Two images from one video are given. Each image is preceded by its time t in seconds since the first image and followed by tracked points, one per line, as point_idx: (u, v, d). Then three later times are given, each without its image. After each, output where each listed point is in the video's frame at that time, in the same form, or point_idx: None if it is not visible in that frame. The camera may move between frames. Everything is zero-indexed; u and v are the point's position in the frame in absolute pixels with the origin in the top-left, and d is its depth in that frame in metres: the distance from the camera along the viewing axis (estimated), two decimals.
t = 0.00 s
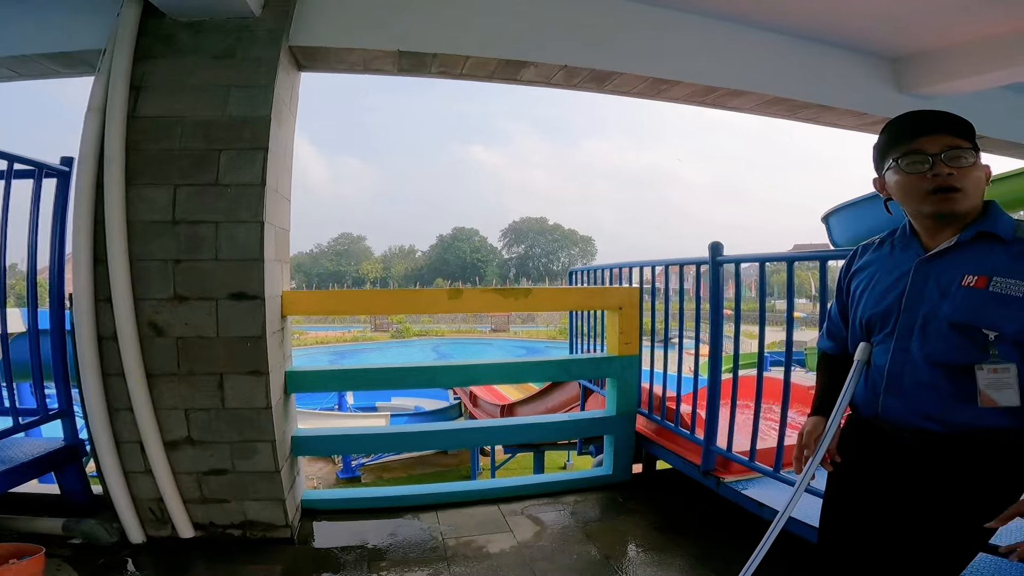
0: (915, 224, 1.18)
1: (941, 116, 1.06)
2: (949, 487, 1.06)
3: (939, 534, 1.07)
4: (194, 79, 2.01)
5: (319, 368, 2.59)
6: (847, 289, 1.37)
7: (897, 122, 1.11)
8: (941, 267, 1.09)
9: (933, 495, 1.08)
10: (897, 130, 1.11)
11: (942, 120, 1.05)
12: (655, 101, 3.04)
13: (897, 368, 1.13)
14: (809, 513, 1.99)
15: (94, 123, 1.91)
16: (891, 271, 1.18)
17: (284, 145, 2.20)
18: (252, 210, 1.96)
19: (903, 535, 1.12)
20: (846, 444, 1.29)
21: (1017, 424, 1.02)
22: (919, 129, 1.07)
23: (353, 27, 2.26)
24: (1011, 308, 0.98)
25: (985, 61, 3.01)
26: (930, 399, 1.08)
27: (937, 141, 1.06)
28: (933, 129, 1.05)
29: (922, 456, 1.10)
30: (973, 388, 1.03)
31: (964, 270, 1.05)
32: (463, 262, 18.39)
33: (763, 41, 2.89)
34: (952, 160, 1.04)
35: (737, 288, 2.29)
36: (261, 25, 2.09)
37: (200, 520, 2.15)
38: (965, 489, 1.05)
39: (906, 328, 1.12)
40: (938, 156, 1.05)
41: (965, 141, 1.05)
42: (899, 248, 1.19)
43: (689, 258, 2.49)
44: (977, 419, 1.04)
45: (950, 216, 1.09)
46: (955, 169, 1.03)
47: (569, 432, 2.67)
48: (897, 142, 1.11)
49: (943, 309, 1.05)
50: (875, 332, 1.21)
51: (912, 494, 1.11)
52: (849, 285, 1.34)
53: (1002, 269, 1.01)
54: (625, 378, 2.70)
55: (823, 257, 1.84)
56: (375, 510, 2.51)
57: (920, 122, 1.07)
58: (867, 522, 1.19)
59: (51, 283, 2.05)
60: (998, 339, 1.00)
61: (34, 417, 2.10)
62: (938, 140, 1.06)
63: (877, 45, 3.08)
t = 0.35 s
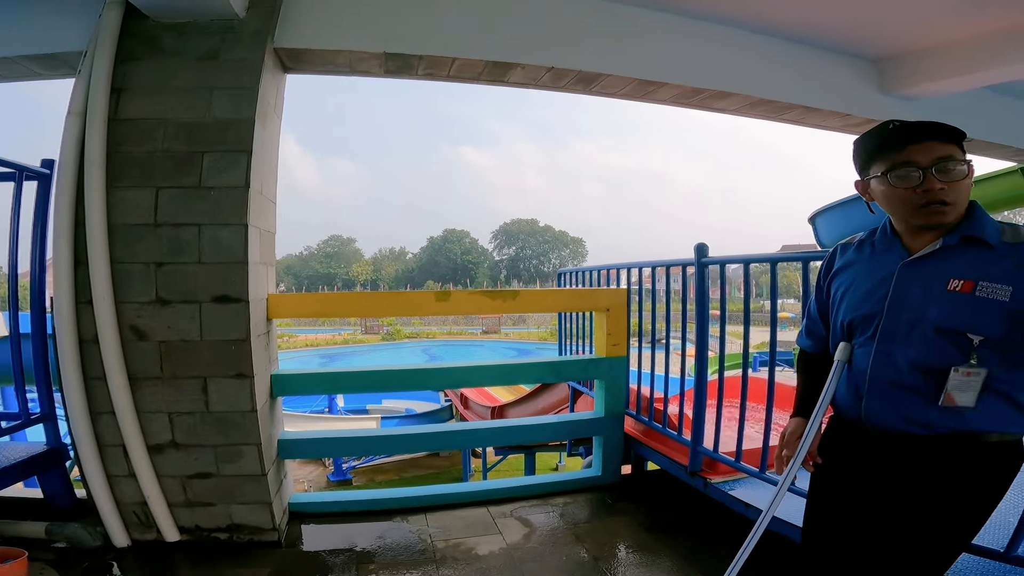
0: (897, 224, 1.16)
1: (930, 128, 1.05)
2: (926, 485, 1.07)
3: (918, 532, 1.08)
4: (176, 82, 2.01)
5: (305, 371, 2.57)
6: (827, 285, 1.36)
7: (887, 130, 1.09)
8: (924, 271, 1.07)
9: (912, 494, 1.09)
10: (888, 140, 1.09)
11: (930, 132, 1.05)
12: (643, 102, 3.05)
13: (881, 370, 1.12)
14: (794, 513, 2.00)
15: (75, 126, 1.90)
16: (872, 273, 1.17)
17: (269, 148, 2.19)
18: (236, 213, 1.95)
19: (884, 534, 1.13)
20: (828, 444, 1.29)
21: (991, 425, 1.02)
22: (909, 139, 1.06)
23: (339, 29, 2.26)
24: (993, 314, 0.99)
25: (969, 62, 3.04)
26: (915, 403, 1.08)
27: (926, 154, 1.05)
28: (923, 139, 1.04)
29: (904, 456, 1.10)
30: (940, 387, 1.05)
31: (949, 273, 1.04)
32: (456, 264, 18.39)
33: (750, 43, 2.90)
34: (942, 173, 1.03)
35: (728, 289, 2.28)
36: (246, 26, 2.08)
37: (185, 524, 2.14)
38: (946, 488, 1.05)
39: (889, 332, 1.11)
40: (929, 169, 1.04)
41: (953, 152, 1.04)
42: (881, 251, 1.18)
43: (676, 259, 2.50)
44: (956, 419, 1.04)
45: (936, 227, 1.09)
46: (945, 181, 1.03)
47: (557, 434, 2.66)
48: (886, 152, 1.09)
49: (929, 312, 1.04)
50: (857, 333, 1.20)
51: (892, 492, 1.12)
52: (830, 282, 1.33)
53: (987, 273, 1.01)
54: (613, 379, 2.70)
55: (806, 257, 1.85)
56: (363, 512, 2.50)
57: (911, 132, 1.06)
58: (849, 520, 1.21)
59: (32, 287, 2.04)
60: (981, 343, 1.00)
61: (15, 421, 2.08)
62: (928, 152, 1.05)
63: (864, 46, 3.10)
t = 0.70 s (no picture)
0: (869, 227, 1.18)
1: (879, 131, 1.06)
2: (917, 487, 1.07)
3: (908, 534, 1.07)
4: (153, 84, 1.99)
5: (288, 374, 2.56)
6: (806, 289, 1.37)
7: (837, 137, 1.12)
8: (903, 270, 1.07)
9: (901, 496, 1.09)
10: (838, 144, 1.12)
11: (877, 136, 1.06)
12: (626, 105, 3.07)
13: (865, 371, 1.12)
14: (775, 512, 2.02)
15: (49, 128, 1.88)
16: (852, 274, 1.17)
17: (249, 151, 2.18)
18: (215, 216, 1.94)
19: (873, 539, 1.11)
20: (811, 447, 1.28)
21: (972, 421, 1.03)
22: (856, 145, 1.09)
23: (321, 31, 2.25)
24: (974, 310, 1.00)
25: (947, 64, 3.08)
26: (901, 402, 1.08)
27: (874, 157, 1.07)
28: (868, 145, 1.07)
29: (891, 456, 1.10)
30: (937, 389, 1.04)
31: (927, 272, 1.05)
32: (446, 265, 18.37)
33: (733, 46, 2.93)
34: (887, 177, 1.05)
35: (711, 289, 2.29)
36: (225, 28, 2.07)
37: (166, 529, 2.12)
38: (934, 487, 1.05)
39: (871, 331, 1.11)
40: (875, 174, 1.06)
41: (903, 153, 1.05)
42: (858, 253, 1.19)
43: (658, 261, 2.52)
44: (943, 417, 1.04)
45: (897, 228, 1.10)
46: (891, 184, 1.04)
47: (542, 435, 2.67)
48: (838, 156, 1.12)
49: (911, 311, 1.05)
50: (838, 335, 1.20)
51: (880, 495, 1.12)
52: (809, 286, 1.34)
53: (962, 270, 1.02)
54: (597, 380, 2.71)
55: (783, 259, 1.87)
56: (347, 516, 2.49)
57: (857, 138, 1.09)
58: (835, 524, 1.20)
59: (5, 291, 2.02)
60: (964, 340, 1.01)
61: None
62: (876, 155, 1.07)
63: (845, 49, 3.13)
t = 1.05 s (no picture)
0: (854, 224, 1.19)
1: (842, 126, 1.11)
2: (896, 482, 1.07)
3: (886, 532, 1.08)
4: (136, 82, 1.98)
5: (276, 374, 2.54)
6: (792, 285, 1.38)
7: (808, 133, 1.18)
8: (882, 267, 1.09)
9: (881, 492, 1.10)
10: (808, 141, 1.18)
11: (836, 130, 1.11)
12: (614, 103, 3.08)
13: (844, 366, 1.13)
14: (762, 508, 2.03)
15: (30, 127, 1.87)
16: (834, 270, 1.19)
17: (234, 149, 2.17)
18: (200, 215, 1.93)
19: (852, 535, 1.13)
20: (795, 441, 1.30)
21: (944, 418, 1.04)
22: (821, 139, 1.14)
23: (307, 29, 2.24)
24: (946, 309, 0.98)
25: (932, 63, 3.11)
26: (878, 398, 1.09)
27: (834, 150, 1.12)
28: (831, 138, 1.12)
29: (869, 452, 1.10)
30: (901, 384, 1.04)
31: (902, 270, 1.05)
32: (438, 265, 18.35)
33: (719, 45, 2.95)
34: (843, 166, 1.09)
35: (698, 286, 2.30)
36: (210, 27, 2.05)
37: (153, 529, 2.11)
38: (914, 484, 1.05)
39: (849, 327, 1.12)
40: (832, 165, 1.11)
41: (863, 144, 1.08)
42: (841, 248, 1.21)
43: (645, 259, 2.53)
44: (919, 413, 1.04)
45: (868, 218, 1.11)
46: (848, 172, 1.08)
47: (532, 433, 2.67)
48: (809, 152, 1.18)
49: (883, 308, 1.05)
50: (820, 330, 1.21)
51: (861, 490, 1.13)
52: (794, 282, 1.35)
53: (937, 269, 1.01)
54: (586, 378, 2.72)
55: (768, 256, 1.88)
56: (336, 516, 2.48)
57: (823, 131, 1.14)
58: (818, 518, 1.21)
59: None
60: (933, 339, 1.00)
61: None
62: (840, 147, 1.12)
63: (832, 48, 3.16)
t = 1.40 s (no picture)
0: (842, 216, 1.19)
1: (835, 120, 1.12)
2: (878, 472, 1.08)
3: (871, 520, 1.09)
4: (128, 76, 1.97)
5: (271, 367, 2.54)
6: (784, 278, 1.39)
7: (803, 125, 1.19)
8: (864, 258, 1.09)
9: (865, 483, 1.11)
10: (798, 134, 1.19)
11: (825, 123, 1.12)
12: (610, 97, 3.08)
13: (825, 356, 1.14)
14: (756, 500, 2.04)
15: (21, 120, 1.86)
16: (823, 260, 1.20)
17: (228, 143, 2.16)
18: (193, 208, 1.93)
19: (842, 525, 1.15)
20: (787, 433, 1.31)
21: (922, 410, 1.05)
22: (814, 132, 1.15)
23: (301, 22, 2.23)
24: (922, 300, 0.99)
25: (926, 58, 3.12)
26: (856, 388, 1.09)
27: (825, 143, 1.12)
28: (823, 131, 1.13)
29: (850, 442, 1.11)
30: (878, 373, 1.05)
31: (883, 261, 1.05)
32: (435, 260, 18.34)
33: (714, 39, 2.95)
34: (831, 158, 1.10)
35: (693, 280, 2.31)
36: (203, 20, 2.04)
37: (149, 524, 2.11)
38: (898, 472, 1.06)
39: (832, 318, 1.13)
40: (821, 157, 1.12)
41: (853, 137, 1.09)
42: (829, 240, 1.21)
43: (640, 252, 2.54)
44: (897, 403, 1.05)
45: (856, 210, 1.12)
46: (835, 165, 1.09)
47: (527, 426, 2.68)
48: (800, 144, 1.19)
49: (863, 298, 1.06)
50: (807, 320, 1.22)
51: (845, 481, 1.13)
52: (785, 274, 1.36)
53: (917, 260, 1.01)
54: (581, 371, 2.73)
55: (762, 248, 1.89)
56: (332, 509, 2.49)
57: (817, 124, 1.15)
58: (809, 509, 1.23)
59: None
60: (910, 328, 1.00)
61: None
62: (831, 141, 1.12)
63: (826, 42, 3.16)
